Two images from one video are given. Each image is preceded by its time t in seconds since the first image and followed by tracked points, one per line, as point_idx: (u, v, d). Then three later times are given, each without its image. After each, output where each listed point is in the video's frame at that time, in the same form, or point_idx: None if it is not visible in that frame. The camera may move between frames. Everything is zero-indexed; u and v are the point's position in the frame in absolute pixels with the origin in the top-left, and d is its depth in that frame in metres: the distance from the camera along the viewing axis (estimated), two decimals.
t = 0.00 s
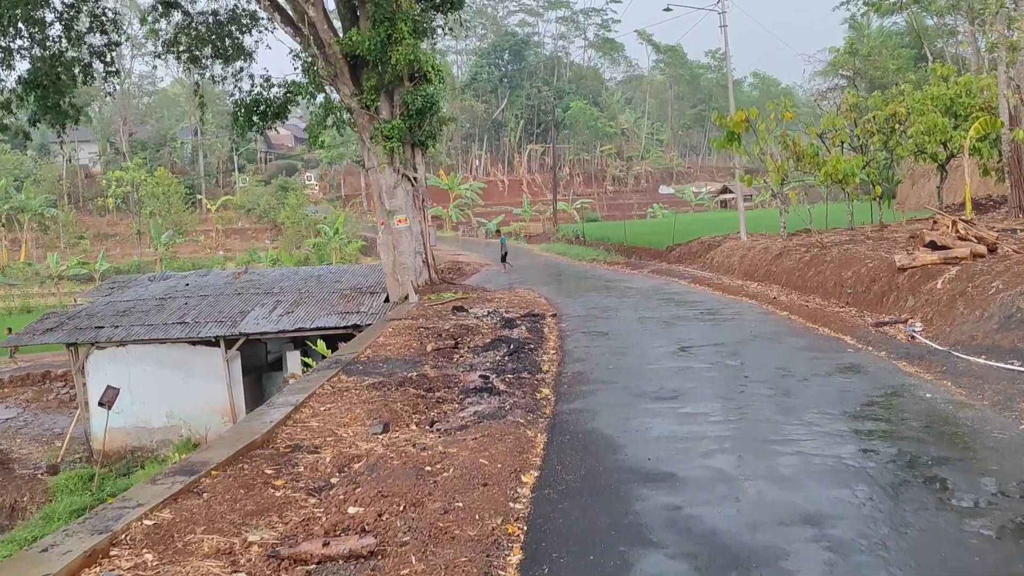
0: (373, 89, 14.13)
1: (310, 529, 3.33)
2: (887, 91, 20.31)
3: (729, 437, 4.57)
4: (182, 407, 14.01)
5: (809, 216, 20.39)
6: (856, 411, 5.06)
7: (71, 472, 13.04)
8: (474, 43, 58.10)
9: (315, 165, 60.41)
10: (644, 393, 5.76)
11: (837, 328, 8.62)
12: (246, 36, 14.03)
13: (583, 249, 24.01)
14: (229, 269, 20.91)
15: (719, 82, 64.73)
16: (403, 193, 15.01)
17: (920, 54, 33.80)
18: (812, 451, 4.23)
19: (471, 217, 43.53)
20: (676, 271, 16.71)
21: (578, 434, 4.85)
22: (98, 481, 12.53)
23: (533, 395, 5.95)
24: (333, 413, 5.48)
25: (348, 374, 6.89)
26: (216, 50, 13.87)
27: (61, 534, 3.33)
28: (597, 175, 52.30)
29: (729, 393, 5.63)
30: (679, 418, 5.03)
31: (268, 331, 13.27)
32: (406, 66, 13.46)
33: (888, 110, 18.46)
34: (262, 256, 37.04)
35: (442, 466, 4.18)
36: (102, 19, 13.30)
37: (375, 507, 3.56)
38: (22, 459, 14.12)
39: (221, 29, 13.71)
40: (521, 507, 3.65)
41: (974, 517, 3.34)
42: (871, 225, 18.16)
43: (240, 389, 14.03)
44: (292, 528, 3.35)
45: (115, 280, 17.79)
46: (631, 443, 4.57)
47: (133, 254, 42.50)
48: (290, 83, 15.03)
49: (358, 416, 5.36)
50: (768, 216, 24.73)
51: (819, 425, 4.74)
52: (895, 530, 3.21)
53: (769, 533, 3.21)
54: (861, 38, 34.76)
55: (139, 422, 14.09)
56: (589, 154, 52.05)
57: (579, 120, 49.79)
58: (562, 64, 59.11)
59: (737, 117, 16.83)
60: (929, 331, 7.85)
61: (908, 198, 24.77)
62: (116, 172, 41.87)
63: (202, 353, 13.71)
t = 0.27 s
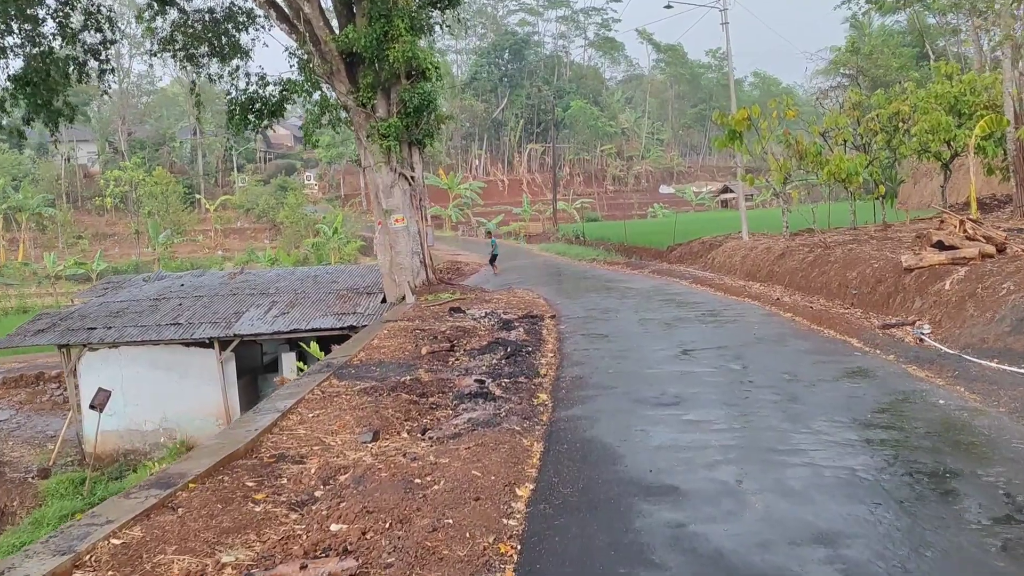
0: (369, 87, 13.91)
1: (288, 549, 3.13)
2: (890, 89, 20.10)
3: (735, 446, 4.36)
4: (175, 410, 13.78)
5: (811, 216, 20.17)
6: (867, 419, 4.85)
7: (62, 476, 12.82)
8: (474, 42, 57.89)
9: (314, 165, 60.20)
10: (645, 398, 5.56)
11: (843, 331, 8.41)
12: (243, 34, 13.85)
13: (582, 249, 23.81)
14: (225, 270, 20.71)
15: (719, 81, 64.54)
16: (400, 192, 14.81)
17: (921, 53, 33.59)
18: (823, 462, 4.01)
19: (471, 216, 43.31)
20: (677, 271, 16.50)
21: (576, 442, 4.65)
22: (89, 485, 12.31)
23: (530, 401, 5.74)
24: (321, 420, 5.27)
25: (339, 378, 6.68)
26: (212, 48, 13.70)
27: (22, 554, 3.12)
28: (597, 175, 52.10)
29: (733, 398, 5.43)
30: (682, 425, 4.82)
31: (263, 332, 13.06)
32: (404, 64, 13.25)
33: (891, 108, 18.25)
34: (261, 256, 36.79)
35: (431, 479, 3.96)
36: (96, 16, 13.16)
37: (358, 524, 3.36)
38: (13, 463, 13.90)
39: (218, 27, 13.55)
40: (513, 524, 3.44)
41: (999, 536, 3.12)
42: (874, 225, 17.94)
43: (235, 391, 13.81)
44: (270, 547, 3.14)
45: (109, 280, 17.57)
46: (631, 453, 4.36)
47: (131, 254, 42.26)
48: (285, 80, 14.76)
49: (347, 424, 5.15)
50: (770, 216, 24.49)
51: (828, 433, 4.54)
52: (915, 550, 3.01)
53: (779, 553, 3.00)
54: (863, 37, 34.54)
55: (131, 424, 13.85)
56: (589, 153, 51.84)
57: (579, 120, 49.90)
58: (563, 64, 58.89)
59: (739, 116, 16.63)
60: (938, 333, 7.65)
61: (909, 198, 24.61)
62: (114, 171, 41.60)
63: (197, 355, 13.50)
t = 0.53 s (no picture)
0: (365, 82, 13.68)
1: (262, 567, 2.90)
2: (892, 86, 19.88)
3: (741, 452, 4.14)
4: (167, 411, 13.53)
5: (813, 214, 19.95)
6: (880, 423, 4.62)
7: (51, 479, 12.58)
8: (473, 41, 57.67)
9: (313, 164, 59.95)
10: (647, 401, 5.34)
11: (849, 331, 8.18)
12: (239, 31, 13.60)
13: (582, 248, 23.59)
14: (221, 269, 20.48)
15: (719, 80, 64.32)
16: (396, 190, 14.58)
17: (923, 51, 33.36)
18: (835, 471, 3.79)
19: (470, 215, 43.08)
20: (678, 270, 16.28)
21: (574, 449, 4.42)
22: (78, 488, 12.07)
23: (526, 404, 5.51)
24: (308, 424, 5.05)
25: (330, 380, 6.45)
26: (207, 45, 13.46)
27: None
28: (597, 173, 51.87)
29: (738, 402, 5.20)
30: (685, 430, 4.60)
31: (257, 332, 12.83)
32: (399, 59, 13.02)
33: (894, 105, 18.05)
34: (259, 255, 36.53)
35: (420, 488, 3.74)
36: (89, 13, 13.01)
37: (339, 539, 3.13)
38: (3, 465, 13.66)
39: (213, 24, 13.31)
40: (507, 538, 3.22)
41: None
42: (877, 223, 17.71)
43: (229, 392, 13.58)
44: (243, 565, 2.92)
45: (102, 279, 17.32)
46: (632, 461, 4.13)
47: (129, 253, 42.01)
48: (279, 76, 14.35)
49: (335, 428, 4.92)
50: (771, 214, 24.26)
51: (839, 439, 4.31)
52: (939, 569, 2.78)
53: (791, 572, 2.79)
54: (864, 35, 34.32)
55: (122, 426, 13.60)
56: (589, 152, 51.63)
57: (579, 119, 49.82)
58: (562, 62, 58.68)
59: (740, 112, 16.42)
60: (948, 334, 7.42)
61: (911, 197, 24.39)
62: (112, 170, 41.34)
63: (189, 355, 13.26)
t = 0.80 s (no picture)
0: (361, 84, 13.46)
1: None
2: (895, 87, 19.66)
3: (749, 474, 3.92)
4: (159, 418, 13.27)
5: (815, 217, 19.74)
6: (894, 440, 4.41)
7: (41, 487, 12.31)
8: (473, 42, 57.48)
9: (312, 165, 59.74)
10: (649, 416, 5.12)
11: (855, 338, 7.97)
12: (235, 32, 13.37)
13: (582, 250, 23.38)
14: (216, 272, 20.26)
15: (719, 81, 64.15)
16: (393, 193, 14.35)
17: (925, 51, 33.12)
18: (849, 495, 3.57)
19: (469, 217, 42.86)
20: (679, 274, 16.06)
21: (573, 469, 4.20)
22: (68, 497, 11.81)
23: (523, 418, 5.28)
24: (295, 440, 4.83)
25: (320, 392, 6.22)
26: (203, 46, 13.25)
27: None
28: (597, 175, 51.66)
29: (745, 417, 4.97)
30: (690, 448, 4.39)
31: (251, 337, 12.60)
32: (395, 60, 12.78)
33: (897, 106, 17.84)
34: (257, 258, 36.28)
35: (409, 513, 3.51)
36: (83, 14, 12.86)
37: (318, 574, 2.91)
38: None
39: (208, 24, 13.10)
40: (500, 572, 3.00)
41: None
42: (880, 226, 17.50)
43: (222, 398, 13.34)
44: None
45: (95, 283, 17.07)
46: (634, 483, 3.92)
47: (126, 256, 41.76)
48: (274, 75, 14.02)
49: (322, 446, 4.69)
50: (774, 216, 24.03)
51: (852, 459, 4.09)
52: None
53: None
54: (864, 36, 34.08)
55: (114, 433, 13.34)
56: (589, 154, 51.42)
57: (579, 120, 49.59)
58: (562, 64, 58.50)
59: (742, 114, 16.20)
60: (958, 342, 7.20)
61: (914, 199, 24.17)
62: (109, 172, 41.10)
63: (182, 360, 13.04)
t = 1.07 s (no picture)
0: (356, 79, 13.23)
1: None
2: (898, 83, 19.43)
3: (754, 481, 3.71)
4: (150, 419, 13.03)
5: (817, 215, 19.51)
6: (906, 445, 4.20)
7: (29, 490, 12.08)
8: (472, 41, 57.23)
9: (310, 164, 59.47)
10: (649, 418, 4.90)
11: (861, 338, 7.75)
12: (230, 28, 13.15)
13: (581, 249, 23.16)
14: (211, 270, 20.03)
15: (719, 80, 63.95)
16: (388, 189, 14.13)
17: (926, 50, 32.90)
18: (860, 504, 3.36)
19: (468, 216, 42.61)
20: (679, 272, 15.84)
21: (568, 475, 3.99)
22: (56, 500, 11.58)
23: (516, 421, 5.07)
24: (276, 445, 4.60)
25: (306, 393, 5.99)
26: (197, 42, 13.01)
27: None
28: (597, 174, 51.43)
29: (748, 419, 4.76)
30: (691, 453, 4.17)
31: (243, 336, 12.37)
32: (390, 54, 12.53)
33: (899, 103, 17.62)
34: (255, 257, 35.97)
35: (392, 525, 3.29)
36: (76, 9, 12.67)
37: None
38: None
39: (203, 21, 12.88)
40: None
41: None
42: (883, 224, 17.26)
43: (215, 399, 13.12)
44: None
45: (88, 281, 16.84)
46: (633, 491, 3.70)
47: (123, 255, 41.45)
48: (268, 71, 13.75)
49: (305, 450, 4.47)
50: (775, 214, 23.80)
51: (862, 465, 3.88)
52: None
53: None
54: (865, 33, 33.86)
55: (105, 434, 13.10)
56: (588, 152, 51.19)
57: (579, 119, 49.35)
58: (562, 62, 58.26)
59: (743, 110, 15.97)
60: (967, 341, 6.99)
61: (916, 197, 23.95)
62: (106, 170, 40.79)
63: (174, 361, 12.80)
